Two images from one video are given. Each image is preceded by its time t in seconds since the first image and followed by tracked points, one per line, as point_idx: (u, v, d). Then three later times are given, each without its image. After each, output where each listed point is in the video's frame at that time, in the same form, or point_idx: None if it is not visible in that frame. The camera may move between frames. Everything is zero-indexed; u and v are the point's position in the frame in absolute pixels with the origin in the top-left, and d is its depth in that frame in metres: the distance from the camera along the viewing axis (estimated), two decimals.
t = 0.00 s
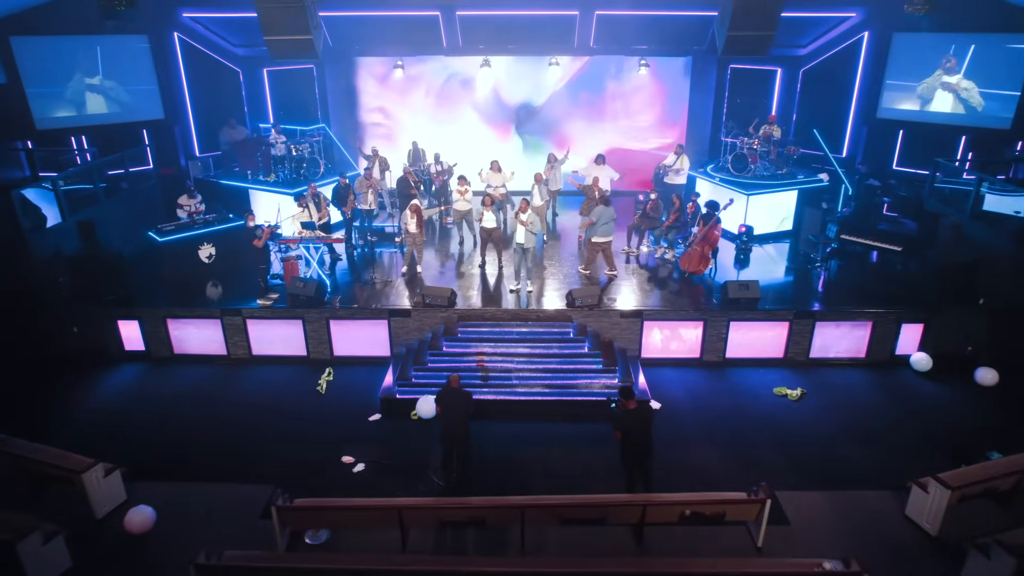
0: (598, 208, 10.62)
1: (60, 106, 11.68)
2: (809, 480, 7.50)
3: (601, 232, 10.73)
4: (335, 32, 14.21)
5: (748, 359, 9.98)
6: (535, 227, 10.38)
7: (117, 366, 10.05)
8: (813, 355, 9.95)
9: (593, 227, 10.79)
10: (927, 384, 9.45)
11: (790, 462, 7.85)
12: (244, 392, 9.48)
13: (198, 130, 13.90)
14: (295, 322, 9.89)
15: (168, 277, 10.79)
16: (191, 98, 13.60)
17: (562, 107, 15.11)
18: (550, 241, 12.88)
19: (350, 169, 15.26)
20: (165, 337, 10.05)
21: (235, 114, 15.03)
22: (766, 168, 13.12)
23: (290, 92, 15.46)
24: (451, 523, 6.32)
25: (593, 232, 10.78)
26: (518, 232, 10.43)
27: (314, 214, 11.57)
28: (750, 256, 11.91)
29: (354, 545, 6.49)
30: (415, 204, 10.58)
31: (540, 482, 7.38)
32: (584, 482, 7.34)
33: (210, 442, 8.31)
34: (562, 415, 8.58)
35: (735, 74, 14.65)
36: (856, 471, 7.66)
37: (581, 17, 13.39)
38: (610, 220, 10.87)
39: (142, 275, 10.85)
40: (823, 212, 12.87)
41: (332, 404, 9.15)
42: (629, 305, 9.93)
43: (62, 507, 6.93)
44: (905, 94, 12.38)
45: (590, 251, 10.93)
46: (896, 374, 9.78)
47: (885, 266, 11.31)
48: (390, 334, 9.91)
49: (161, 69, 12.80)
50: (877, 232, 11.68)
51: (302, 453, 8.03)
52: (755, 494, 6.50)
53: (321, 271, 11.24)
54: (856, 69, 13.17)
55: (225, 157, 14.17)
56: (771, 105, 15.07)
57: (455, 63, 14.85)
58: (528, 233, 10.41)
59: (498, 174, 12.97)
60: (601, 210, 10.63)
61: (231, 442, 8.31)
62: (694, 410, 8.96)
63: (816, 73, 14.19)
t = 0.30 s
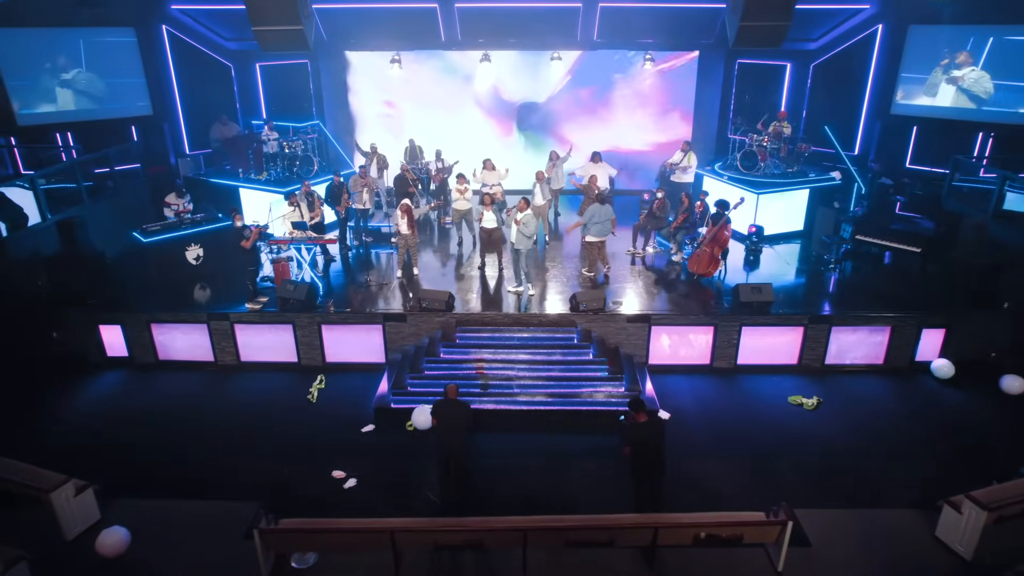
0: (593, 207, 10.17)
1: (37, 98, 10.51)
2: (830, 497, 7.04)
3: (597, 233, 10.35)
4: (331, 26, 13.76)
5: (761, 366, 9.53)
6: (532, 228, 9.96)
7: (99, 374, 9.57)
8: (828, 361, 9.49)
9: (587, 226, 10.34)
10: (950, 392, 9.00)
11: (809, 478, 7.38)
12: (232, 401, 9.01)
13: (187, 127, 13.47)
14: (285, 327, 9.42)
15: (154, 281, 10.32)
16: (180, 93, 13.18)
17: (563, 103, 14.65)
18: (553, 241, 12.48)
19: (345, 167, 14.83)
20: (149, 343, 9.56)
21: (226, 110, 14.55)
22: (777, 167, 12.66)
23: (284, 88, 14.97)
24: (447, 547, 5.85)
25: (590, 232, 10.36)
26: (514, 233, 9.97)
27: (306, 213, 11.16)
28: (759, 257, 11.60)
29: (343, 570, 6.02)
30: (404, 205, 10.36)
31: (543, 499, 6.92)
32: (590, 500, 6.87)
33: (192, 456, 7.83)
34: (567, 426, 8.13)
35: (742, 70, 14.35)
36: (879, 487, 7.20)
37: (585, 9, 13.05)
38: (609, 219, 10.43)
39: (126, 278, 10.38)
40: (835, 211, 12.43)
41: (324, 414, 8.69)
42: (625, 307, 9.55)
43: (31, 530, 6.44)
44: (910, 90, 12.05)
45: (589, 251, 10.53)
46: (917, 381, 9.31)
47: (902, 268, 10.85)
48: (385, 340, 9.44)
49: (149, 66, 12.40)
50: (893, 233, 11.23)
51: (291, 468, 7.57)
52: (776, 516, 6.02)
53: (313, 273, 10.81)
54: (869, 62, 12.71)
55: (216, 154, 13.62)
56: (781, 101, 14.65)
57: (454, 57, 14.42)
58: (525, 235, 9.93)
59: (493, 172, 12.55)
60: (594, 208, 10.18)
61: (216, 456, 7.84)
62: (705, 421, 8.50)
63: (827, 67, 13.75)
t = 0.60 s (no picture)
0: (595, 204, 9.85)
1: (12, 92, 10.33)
2: (849, 514, 6.64)
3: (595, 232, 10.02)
4: (326, 19, 13.38)
5: (772, 372, 9.13)
6: (526, 225, 9.56)
7: (81, 380, 9.15)
8: (842, 367, 9.09)
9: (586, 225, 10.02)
10: (970, 399, 8.61)
11: (826, 493, 6.98)
12: (220, 408, 8.62)
13: (177, 125, 13.04)
14: (275, 331, 9.03)
15: (139, 283, 9.97)
16: (171, 89, 12.75)
17: (565, 99, 14.28)
18: (555, 241, 12.08)
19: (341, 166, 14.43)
20: (133, 349, 9.16)
21: (219, 107, 14.14)
22: (785, 165, 12.27)
23: (277, 84, 14.56)
24: (443, 570, 5.44)
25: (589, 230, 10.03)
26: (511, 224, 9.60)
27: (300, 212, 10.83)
28: (768, 258, 11.24)
29: None
30: (393, 207, 10.05)
31: (545, 517, 6.52)
32: (596, 518, 6.48)
33: (177, 468, 7.45)
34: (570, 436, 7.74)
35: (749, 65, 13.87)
36: (901, 503, 6.80)
37: (588, 3, 12.67)
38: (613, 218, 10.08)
39: (110, 280, 9.98)
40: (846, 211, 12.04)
41: (316, 423, 8.30)
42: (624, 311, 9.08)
43: None
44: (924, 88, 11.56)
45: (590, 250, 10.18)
46: (935, 388, 8.91)
47: (917, 270, 10.45)
48: (379, 345, 9.05)
49: (139, 61, 11.99)
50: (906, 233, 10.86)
51: (279, 482, 7.17)
52: (796, 536, 5.64)
53: (306, 275, 10.43)
54: (881, 57, 12.32)
55: (208, 152, 13.16)
56: (789, 98, 14.28)
57: (454, 52, 14.05)
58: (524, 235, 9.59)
59: (491, 171, 12.17)
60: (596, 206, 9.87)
61: (201, 468, 7.45)
62: (715, 430, 8.10)
63: (836, 63, 13.37)
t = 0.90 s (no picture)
0: (599, 200, 9.55)
1: None
2: (870, 533, 6.25)
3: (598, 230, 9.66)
4: (321, 13, 13.00)
5: (784, 379, 8.74)
6: (525, 223, 9.07)
7: (62, 387, 8.76)
8: (858, 374, 8.69)
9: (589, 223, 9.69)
10: (992, 408, 8.22)
11: (844, 509, 6.59)
12: (206, 417, 8.23)
13: (167, 121, 12.66)
14: (264, 337, 8.63)
15: (125, 286, 9.56)
16: (160, 84, 12.35)
17: (566, 96, 13.91)
18: (557, 241, 11.71)
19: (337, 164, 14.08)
20: (116, 354, 8.77)
21: (210, 103, 13.75)
22: (795, 163, 11.89)
23: (271, 79, 14.19)
24: None
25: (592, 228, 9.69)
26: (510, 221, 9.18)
27: (294, 210, 10.52)
28: (778, 259, 10.87)
29: None
30: (385, 205, 9.61)
31: (548, 537, 6.13)
32: (601, 538, 6.08)
33: (160, 482, 7.07)
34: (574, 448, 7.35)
35: (756, 60, 13.54)
36: (924, 521, 6.40)
37: None
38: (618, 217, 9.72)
39: (94, 283, 9.60)
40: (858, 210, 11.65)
41: (306, 433, 7.91)
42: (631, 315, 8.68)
43: None
44: (942, 81, 11.06)
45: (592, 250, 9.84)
46: (955, 396, 8.52)
47: (933, 271, 10.06)
48: (374, 350, 8.66)
49: (127, 56, 11.61)
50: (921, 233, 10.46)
51: (266, 498, 6.78)
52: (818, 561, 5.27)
53: (298, 277, 10.05)
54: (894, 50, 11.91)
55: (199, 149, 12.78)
56: (797, 94, 13.90)
57: (453, 47, 13.67)
58: (524, 236, 9.21)
59: (492, 170, 11.77)
60: (600, 202, 9.55)
61: (184, 482, 7.07)
62: (726, 441, 7.71)
63: (847, 58, 12.99)
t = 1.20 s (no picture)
0: (603, 196, 9.28)
1: None
2: (895, 555, 5.84)
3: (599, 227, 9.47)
4: (314, 6, 12.61)
5: (797, 386, 8.35)
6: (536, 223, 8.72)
7: (41, 395, 8.37)
8: (874, 381, 8.30)
9: (593, 217, 9.47)
10: (1017, 417, 7.82)
11: (865, 528, 6.20)
12: (191, 426, 7.83)
13: (156, 118, 12.27)
14: (253, 342, 8.24)
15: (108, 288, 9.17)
16: (149, 80, 11.98)
17: (568, 93, 13.54)
18: (558, 241, 11.35)
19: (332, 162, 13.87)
20: (98, 360, 8.37)
21: (201, 99, 13.36)
22: (805, 161, 11.51)
23: (265, 75, 13.83)
24: None
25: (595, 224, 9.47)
26: (516, 218, 8.76)
27: (287, 207, 10.09)
28: (787, 259, 10.51)
29: None
30: (380, 203, 9.28)
31: (551, 558, 5.74)
32: (608, 560, 5.69)
33: (139, 497, 6.68)
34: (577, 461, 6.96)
35: (763, 55, 13.16)
36: (952, 541, 6.01)
37: None
38: (622, 214, 9.51)
39: (76, 286, 9.22)
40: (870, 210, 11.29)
41: (296, 444, 7.52)
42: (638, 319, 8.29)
43: None
44: (959, 77, 10.64)
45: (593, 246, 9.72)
46: (976, 404, 8.13)
47: (951, 274, 9.67)
48: (367, 356, 8.28)
49: (114, 51, 11.20)
50: (937, 233, 10.08)
51: (251, 515, 6.39)
52: None
53: (290, 278, 9.68)
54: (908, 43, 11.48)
55: (189, 147, 12.42)
56: (806, 90, 13.50)
57: (451, 41, 13.31)
58: (526, 237, 8.74)
59: (494, 168, 11.36)
60: (603, 198, 9.31)
61: (165, 497, 6.67)
62: (737, 452, 7.31)
63: (859, 53, 12.57)
